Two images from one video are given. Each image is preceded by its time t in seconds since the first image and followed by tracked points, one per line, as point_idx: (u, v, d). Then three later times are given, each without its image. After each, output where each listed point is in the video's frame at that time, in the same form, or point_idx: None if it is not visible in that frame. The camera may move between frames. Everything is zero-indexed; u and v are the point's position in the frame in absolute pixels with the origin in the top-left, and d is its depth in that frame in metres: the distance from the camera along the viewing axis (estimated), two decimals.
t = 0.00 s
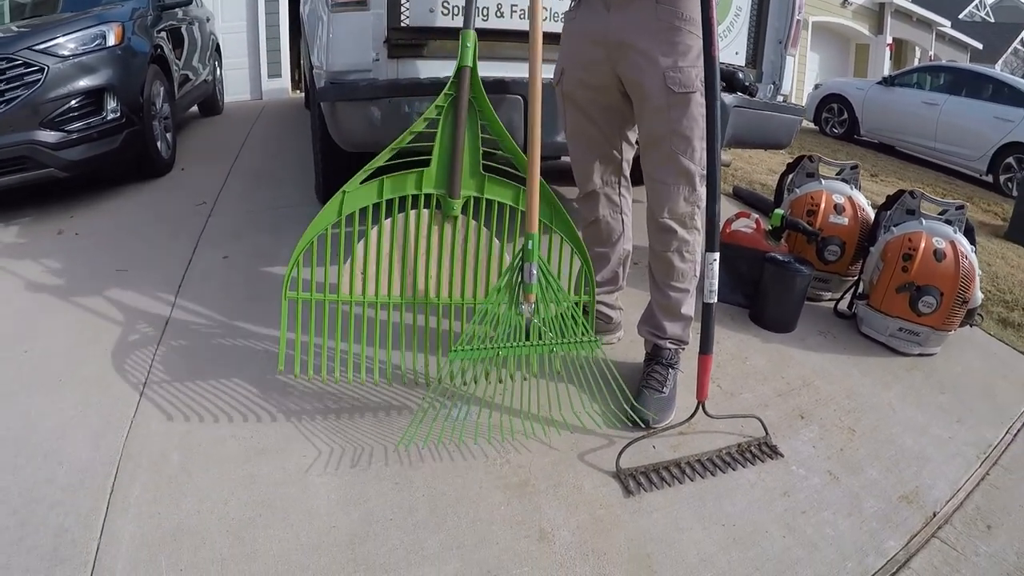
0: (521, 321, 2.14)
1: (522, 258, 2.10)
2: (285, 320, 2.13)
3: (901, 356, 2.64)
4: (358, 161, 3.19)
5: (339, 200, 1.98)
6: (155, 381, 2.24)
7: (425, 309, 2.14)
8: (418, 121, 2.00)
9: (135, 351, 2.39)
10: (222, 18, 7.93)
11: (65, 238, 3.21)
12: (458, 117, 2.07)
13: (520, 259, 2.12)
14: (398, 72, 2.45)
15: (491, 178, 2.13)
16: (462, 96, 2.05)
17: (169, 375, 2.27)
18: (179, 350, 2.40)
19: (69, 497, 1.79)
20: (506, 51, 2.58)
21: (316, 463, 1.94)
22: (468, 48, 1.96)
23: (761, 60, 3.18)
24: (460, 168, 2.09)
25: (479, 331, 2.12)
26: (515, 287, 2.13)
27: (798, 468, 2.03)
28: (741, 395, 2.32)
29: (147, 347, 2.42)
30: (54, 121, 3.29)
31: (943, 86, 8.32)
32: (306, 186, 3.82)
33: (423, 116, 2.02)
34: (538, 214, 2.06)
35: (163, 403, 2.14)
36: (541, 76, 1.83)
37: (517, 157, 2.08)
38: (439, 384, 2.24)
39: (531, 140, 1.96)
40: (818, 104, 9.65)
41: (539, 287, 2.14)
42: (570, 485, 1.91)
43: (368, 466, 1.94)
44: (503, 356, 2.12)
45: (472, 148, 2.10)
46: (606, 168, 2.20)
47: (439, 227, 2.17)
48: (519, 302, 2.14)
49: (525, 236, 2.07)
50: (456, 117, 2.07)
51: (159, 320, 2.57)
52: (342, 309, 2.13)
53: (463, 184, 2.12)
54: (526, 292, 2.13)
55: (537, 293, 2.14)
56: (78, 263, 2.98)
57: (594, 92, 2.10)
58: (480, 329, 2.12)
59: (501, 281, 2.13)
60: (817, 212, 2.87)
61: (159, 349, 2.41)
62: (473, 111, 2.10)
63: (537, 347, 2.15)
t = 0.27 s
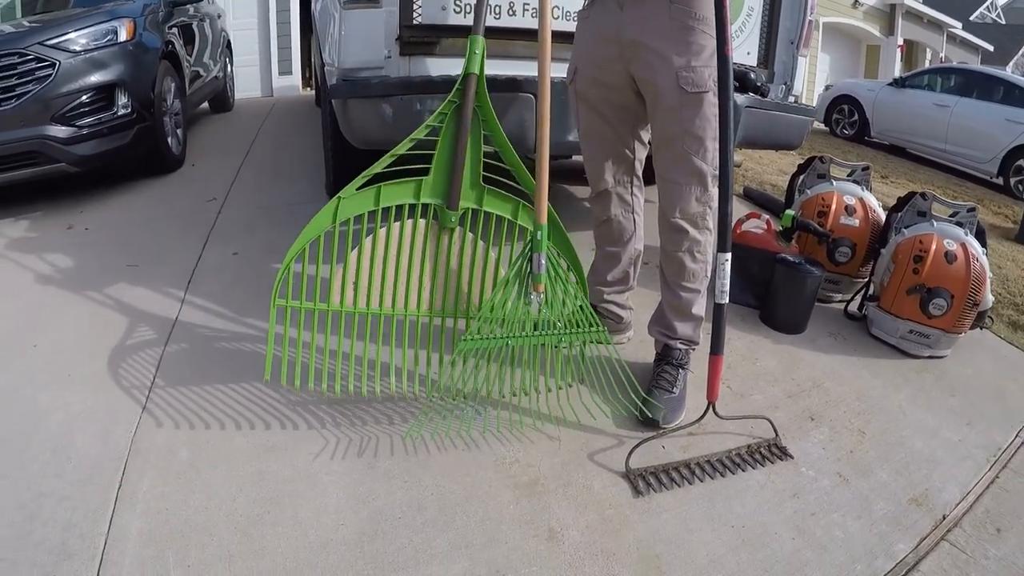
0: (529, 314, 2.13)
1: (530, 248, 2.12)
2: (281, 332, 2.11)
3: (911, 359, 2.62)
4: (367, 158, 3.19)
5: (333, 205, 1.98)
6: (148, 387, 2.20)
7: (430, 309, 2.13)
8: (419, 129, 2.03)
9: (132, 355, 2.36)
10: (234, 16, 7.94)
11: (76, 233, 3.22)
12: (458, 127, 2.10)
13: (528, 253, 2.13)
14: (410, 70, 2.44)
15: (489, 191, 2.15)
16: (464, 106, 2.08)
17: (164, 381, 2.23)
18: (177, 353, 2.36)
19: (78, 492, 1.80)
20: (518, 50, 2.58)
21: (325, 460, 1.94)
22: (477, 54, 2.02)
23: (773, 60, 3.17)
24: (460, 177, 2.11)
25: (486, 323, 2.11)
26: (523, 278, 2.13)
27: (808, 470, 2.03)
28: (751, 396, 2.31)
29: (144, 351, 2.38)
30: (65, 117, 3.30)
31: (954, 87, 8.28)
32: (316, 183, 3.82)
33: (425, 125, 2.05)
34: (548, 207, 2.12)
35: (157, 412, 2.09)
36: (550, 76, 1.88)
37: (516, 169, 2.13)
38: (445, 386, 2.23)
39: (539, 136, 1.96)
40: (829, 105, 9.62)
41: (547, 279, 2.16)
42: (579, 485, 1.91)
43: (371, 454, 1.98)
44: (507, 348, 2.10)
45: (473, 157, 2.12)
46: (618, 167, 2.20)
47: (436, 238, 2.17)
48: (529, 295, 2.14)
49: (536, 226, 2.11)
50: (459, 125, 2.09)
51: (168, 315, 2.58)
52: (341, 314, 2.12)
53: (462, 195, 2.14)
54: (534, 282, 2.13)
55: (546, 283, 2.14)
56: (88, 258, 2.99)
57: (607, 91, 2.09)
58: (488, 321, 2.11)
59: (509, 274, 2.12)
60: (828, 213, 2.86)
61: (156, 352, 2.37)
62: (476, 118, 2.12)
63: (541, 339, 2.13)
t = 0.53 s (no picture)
0: (527, 309, 2.14)
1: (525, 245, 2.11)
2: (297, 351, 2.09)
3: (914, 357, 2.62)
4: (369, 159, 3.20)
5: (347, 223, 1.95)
6: (169, 394, 2.19)
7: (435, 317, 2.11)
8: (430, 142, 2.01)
9: (150, 361, 2.35)
10: (235, 17, 7.95)
11: (79, 235, 3.23)
12: (467, 138, 2.09)
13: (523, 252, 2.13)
14: (412, 72, 2.46)
15: (500, 202, 2.14)
16: (473, 117, 2.07)
17: (184, 388, 2.22)
18: (191, 357, 2.36)
19: (82, 494, 1.80)
20: (520, 51, 2.58)
21: (329, 461, 1.95)
22: (486, 64, 2.00)
23: (774, 59, 3.17)
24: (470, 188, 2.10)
25: (486, 320, 2.11)
26: (519, 275, 2.13)
27: (812, 468, 2.03)
28: (755, 396, 2.31)
29: (161, 357, 2.37)
30: (68, 119, 3.30)
31: (956, 85, 8.26)
32: (319, 184, 3.83)
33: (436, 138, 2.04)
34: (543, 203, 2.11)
35: (179, 417, 2.09)
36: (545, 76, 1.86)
37: (524, 177, 2.13)
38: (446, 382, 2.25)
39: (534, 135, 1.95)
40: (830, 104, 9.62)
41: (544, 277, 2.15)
42: (583, 485, 1.92)
43: (372, 450, 2.01)
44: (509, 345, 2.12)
45: (483, 168, 2.11)
46: (620, 167, 2.20)
47: (448, 249, 2.15)
48: (524, 291, 2.14)
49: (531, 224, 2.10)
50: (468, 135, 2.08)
51: (172, 317, 2.59)
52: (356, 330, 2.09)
53: (474, 207, 2.14)
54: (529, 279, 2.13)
55: (543, 280, 2.13)
56: (93, 260, 3.00)
57: (609, 91, 2.10)
58: (487, 317, 2.12)
59: (504, 271, 2.12)
60: (830, 212, 2.86)
61: (174, 359, 2.35)
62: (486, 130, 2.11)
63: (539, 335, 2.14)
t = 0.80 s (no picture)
0: (516, 308, 2.13)
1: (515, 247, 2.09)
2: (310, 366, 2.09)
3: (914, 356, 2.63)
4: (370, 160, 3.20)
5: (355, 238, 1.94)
6: (189, 399, 2.18)
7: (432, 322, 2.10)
8: (437, 156, 2.01)
9: (168, 365, 2.34)
10: (236, 18, 7.96)
11: (81, 237, 3.24)
12: (474, 151, 2.08)
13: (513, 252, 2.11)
14: (411, 72, 2.46)
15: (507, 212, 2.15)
16: (480, 130, 2.07)
17: (202, 394, 2.21)
18: (199, 363, 2.35)
19: (83, 496, 1.81)
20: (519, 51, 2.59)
21: (329, 462, 1.96)
22: (492, 78, 1.99)
23: (774, 60, 3.17)
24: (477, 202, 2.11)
25: (476, 318, 2.11)
26: (509, 275, 2.11)
27: (811, 467, 2.03)
28: (754, 395, 2.32)
29: (178, 363, 2.36)
30: (69, 120, 3.31)
31: (957, 85, 8.26)
32: (319, 185, 3.84)
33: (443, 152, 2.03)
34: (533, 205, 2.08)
35: (199, 421, 2.09)
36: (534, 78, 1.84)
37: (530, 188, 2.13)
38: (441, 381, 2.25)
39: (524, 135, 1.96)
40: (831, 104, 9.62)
41: (534, 277, 2.13)
42: (583, 484, 1.92)
43: (370, 451, 2.01)
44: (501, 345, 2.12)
45: (490, 179, 2.11)
46: (619, 168, 2.21)
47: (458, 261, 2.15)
48: (513, 290, 2.12)
49: (520, 224, 2.07)
50: (475, 148, 2.08)
51: (173, 319, 2.60)
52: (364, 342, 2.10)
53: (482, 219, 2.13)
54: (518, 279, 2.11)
55: (532, 280, 2.12)
56: (94, 262, 3.01)
57: (607, 92, 2.10)
58: (477, 316, 2.11)
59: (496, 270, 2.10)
60: (829, 212, 2.86)
61: (189, 364, 2.35)
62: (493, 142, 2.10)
63: (530, 335, 2.15)
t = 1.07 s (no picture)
0: (502, 306, 2.14)
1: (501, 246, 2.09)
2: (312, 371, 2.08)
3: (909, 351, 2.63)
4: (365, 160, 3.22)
5: (356, 242, 1.93)
6: (189, 407, 2.16)
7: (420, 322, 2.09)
8: (436, 157, 2.01)
9: (164, 372, 2.33)
10: (232, 21, 7.97)
11: (77, 241, 3.25)
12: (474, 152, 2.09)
13: (498, 251, 2.11)
14: (405, 73, 2.46)
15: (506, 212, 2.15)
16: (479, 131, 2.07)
17: (203, 401, 2.19)
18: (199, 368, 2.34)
19: (82, 499, 1.82)
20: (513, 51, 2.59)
21: (325, 462, 1.96)
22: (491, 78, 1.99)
23: (768, 58, 3.17)
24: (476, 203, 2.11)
25: (462, 315, 2.12)
26: (496, 274, 2.12)
27: (806, 463, 2.04)
28: (749, 391, 2.32)
29: (176, 368, 2.35)
30: (64, 124, 3.33)
31: (953, 81, 8.26)
32: (316, 186, 3.84)
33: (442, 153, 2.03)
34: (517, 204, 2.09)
35: (199, 430, 2.07)
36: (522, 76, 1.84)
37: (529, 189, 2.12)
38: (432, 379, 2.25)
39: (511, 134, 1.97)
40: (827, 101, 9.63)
41: (520, 276, 2.13)
42: (578, 481, 1.93)
43: (363, 451, 2.02)
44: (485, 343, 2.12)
45: (489, 179, 2.11)
46: (612, 166, 2.22)
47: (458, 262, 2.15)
48: (500, 289, 2.13)
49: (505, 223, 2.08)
50: (474, 148, 2.08)
51: (170, 322, 2.60)
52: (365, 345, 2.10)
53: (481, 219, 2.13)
54: (505, 278, 2.11)
55: (517, 280, 2.11)
56: (91, 266, 3.02)
57: (600, 90, 2.10)
58: (463, 314, 2.12)
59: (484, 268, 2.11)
60: (824, 208, 2.86)
61: (188, 371, 2.33)
62: (492, 143, 2.11)
63: (516, 334, 2.15)
